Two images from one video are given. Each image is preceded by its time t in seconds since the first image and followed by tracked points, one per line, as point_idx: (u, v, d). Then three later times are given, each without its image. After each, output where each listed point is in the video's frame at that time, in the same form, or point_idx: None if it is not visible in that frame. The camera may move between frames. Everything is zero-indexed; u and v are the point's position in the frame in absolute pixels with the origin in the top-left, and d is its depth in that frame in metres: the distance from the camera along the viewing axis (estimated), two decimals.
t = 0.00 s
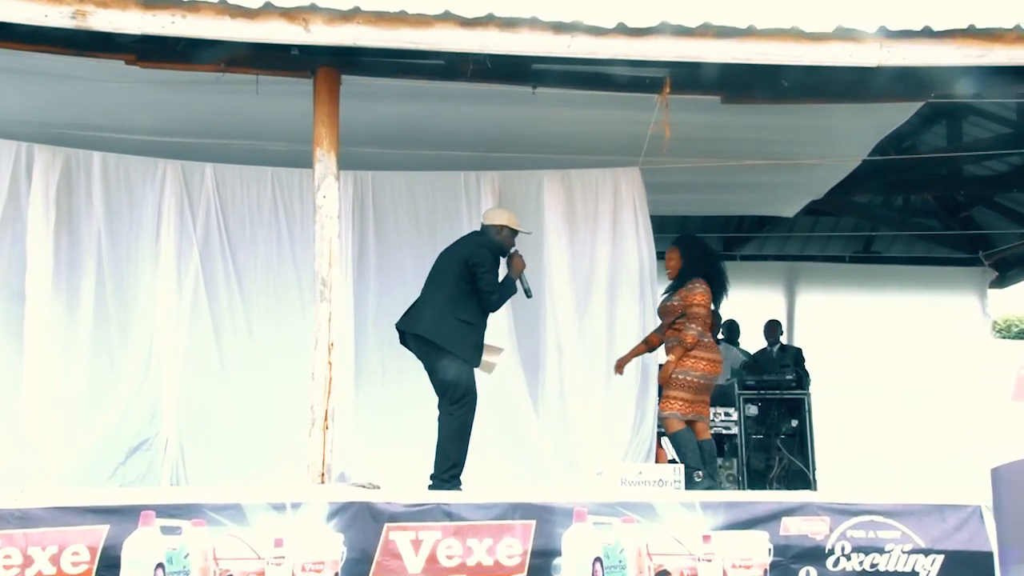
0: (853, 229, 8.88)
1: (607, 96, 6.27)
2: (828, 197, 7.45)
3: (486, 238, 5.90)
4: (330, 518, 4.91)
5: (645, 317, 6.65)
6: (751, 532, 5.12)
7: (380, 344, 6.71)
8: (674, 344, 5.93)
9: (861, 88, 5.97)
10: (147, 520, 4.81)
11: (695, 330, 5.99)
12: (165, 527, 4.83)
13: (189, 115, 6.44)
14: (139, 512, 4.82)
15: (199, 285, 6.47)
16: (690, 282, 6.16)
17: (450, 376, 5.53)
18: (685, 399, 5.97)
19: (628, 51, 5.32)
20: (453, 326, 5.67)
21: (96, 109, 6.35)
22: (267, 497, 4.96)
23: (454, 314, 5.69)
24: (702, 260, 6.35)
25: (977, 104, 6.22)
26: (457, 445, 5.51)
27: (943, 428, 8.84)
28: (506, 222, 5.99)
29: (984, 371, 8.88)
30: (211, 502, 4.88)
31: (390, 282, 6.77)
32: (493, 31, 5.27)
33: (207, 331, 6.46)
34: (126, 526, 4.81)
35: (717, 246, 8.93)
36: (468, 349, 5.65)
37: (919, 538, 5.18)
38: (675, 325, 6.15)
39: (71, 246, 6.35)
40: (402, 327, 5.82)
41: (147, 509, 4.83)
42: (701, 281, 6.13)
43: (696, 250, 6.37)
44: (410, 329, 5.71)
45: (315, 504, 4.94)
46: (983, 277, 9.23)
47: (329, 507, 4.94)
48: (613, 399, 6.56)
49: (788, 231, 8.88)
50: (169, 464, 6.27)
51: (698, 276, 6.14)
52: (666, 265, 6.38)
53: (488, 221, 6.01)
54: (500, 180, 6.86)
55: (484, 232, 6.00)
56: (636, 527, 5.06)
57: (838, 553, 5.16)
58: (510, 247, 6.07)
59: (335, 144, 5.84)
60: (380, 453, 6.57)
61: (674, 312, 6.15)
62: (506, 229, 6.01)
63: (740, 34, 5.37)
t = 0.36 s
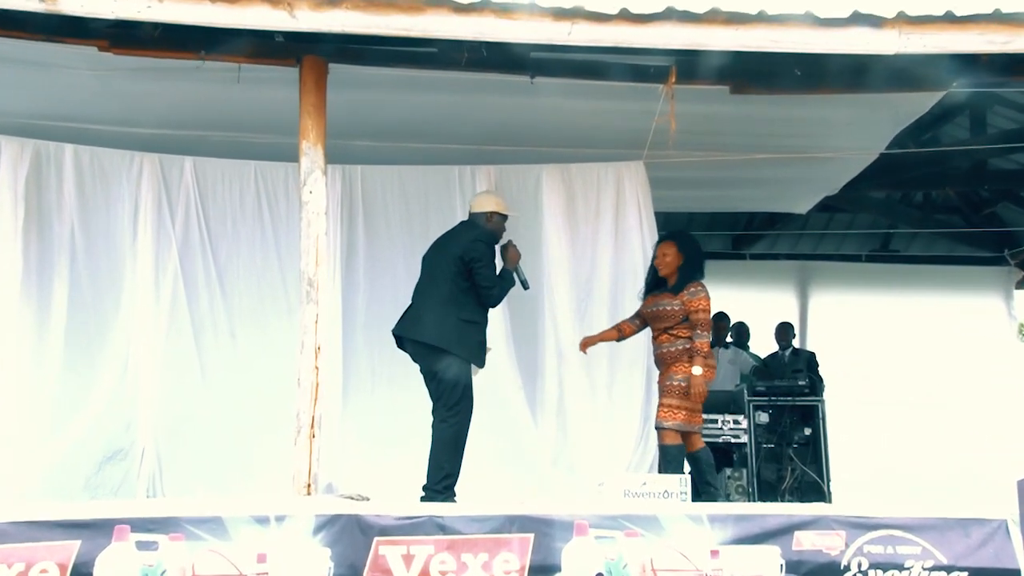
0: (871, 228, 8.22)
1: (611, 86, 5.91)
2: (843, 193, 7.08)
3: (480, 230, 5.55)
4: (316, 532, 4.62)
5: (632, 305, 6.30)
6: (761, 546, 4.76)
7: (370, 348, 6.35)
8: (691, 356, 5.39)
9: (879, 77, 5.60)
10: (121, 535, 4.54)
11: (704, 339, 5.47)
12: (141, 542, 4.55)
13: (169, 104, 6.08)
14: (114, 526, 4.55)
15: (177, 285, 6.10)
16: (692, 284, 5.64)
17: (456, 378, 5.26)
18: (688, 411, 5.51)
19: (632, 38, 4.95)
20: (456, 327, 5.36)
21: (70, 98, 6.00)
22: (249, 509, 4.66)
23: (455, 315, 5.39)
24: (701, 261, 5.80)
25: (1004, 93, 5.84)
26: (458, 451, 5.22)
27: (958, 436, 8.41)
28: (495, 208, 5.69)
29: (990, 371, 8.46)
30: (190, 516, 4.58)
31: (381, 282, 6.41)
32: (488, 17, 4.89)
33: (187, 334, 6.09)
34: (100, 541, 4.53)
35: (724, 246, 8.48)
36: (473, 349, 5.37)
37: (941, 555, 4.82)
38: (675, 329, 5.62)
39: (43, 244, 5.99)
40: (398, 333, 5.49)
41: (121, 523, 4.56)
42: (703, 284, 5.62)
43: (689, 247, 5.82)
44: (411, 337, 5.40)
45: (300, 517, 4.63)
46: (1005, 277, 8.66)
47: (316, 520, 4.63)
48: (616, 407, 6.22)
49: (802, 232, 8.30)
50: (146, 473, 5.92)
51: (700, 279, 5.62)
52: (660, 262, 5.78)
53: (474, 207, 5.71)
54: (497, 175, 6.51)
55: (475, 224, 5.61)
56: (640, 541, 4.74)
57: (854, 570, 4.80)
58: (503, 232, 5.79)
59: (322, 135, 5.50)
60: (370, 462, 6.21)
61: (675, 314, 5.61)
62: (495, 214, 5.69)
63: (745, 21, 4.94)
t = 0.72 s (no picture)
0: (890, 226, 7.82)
1: (614, 75, 5.56)
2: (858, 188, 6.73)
3: (478, 228, 5.22)
4: (303, 548, 4.31)
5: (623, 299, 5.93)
6: (774, 565, 4.42)
7: (359, 353, 5.99)
8: (684, 353, 5.04)
9: (899, 67, 5.25)
10: (95, 551, 4.26)
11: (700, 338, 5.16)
12: (116, 559, 4.27)
13: (146, 94, 5.73)
14: (86, 542, 4.28)
15: (155, 285, 5.76)
16: (691, 280, 5.30)
17: (455, 385, 4.94)
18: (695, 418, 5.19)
19: (636, 23, 4.59)
20: (455, 333, 5.03)
21: (41, 88, 5.65)
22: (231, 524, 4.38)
23: (454, 320, 5.06)
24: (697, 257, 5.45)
25: None
26: (455, 462, 4.92)
27: (967, 439, 8.08)
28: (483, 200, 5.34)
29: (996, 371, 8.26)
30: (167, 530, 4.30)
31: (372, 283, 6.05)
32: (484, 1, 4.54)
33: (166, 337, 5.74)
34: (72, 558, 4.26)
35: (735, 244, 8.07)
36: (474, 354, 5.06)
37: None
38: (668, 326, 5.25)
39: (12, 243, 5.65)
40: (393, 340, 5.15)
41: (94, 539, 4.29)
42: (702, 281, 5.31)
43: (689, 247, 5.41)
44: (408, 344, 5.04)
45: (286, 532, 4.33)
46: None
47: (301, 534, 4.35)
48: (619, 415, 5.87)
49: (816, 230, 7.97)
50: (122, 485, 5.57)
51: (701, 276, 5.30)
52: (653, 254, 5.38)
53: (461, 203, 5.36)
54: (494, 169, 6.15)
55: (469, 222, 5.26)
56: (645, 558, 4.41)
57: None
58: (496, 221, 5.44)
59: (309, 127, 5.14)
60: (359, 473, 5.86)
61: (672, 311, 5.25)
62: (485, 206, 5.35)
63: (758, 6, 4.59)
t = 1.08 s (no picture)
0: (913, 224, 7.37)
1: (619, 65, 5.24)
2: (875, 185, 6.41)
3: (478, 230, 4.94)
4: (290, 566, 4.00)
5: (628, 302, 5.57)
6: None
7: (348, 360, 5.64)
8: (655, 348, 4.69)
9: (919, 56, 4.93)
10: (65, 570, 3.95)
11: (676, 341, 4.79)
12: None
13: (122, 85, 5.40)
14: (57, 561, 3.96)
15: (132, 288, 5.41)
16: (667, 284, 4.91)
17: (465, 393, 4.63)
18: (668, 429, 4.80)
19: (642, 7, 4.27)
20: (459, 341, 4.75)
21: (10, 78, 5.32)
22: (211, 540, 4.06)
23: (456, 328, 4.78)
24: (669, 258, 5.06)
25: None
26: (462, 474, 4.60)
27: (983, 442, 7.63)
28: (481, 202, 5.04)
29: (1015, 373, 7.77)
30: (143, 548, 3.99)
31: (362, 285, 5.71)
32: None
33: (143, 342, 5.39)
34: None
35: (748, 244, 7.69)
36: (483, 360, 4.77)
37: None
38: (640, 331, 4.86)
39: None
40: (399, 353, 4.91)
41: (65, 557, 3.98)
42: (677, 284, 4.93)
43: (664, 252, 5.01)
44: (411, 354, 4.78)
45: (270, 548, 4.01)
46: None
47: (287, 553, 4.02)
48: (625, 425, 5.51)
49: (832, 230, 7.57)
50: (96, 500, 5.23)
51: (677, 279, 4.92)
52: (623, 256, 4.97)
53: (458, 209, 5.06)
54: (492, 164, 5.82)
55: (467, 225, 4.97)
56: None
57: None
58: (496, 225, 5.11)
59: (296, 120, 4.81)
60: (350, 485, 5.51)
61: (646, 316, 4.86)
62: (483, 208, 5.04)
63: None
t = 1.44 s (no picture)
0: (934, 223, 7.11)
1: (623, 52, 4.92)
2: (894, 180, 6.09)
3: (478, 227, 4.63)
4: None
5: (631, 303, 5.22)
6: None
7: (336, 365, 5.31)
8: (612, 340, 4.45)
9: (944, 40, 4.62)
10: None
11: (639, 334, 4.54)
12: None
13: (95, 74, 5.09)
14: None
15: (107, 289, 5.11)
16: (625, 277, 4.67)
17: (466, 400, 4.33)
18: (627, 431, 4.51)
19: None
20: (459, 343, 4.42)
21: None
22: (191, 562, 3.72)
23: (456, 330, 4.44)
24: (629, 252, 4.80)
25: None
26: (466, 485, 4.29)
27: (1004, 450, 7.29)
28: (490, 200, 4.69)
29: None
30: (119, 565, 3.69)
31: (351, 287, 5.38)
32: None
33: (119, 347, 5.08)
34: None
35: (760, 242, 7.40)
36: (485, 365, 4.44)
37: None
38: (599, 327, 4.59)
39: None
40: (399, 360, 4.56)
41: None
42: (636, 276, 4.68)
43: (624, 246, 4.77)
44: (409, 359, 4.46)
45: (253, 564, 3.73)
46: None
47: (273, 570, 3.74)
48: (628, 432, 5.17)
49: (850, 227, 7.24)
50: (68, 514, 4.91)
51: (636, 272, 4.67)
52: (578, 251, 4.73)
53: (464, 207, 4.69)
54: (489, 158, 5.49)
55: (471, 224, 4.64)
56: None
57: None
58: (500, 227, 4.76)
59: (280, 111, 4.50)
60: (339, 497, 5.19)
61: (605, 310, 4.62)
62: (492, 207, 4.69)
63: None
